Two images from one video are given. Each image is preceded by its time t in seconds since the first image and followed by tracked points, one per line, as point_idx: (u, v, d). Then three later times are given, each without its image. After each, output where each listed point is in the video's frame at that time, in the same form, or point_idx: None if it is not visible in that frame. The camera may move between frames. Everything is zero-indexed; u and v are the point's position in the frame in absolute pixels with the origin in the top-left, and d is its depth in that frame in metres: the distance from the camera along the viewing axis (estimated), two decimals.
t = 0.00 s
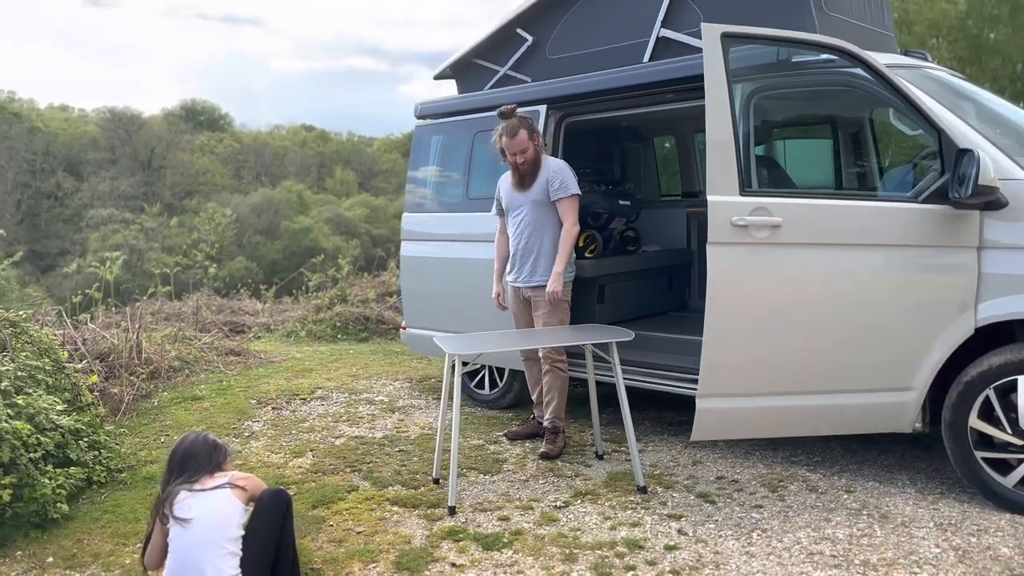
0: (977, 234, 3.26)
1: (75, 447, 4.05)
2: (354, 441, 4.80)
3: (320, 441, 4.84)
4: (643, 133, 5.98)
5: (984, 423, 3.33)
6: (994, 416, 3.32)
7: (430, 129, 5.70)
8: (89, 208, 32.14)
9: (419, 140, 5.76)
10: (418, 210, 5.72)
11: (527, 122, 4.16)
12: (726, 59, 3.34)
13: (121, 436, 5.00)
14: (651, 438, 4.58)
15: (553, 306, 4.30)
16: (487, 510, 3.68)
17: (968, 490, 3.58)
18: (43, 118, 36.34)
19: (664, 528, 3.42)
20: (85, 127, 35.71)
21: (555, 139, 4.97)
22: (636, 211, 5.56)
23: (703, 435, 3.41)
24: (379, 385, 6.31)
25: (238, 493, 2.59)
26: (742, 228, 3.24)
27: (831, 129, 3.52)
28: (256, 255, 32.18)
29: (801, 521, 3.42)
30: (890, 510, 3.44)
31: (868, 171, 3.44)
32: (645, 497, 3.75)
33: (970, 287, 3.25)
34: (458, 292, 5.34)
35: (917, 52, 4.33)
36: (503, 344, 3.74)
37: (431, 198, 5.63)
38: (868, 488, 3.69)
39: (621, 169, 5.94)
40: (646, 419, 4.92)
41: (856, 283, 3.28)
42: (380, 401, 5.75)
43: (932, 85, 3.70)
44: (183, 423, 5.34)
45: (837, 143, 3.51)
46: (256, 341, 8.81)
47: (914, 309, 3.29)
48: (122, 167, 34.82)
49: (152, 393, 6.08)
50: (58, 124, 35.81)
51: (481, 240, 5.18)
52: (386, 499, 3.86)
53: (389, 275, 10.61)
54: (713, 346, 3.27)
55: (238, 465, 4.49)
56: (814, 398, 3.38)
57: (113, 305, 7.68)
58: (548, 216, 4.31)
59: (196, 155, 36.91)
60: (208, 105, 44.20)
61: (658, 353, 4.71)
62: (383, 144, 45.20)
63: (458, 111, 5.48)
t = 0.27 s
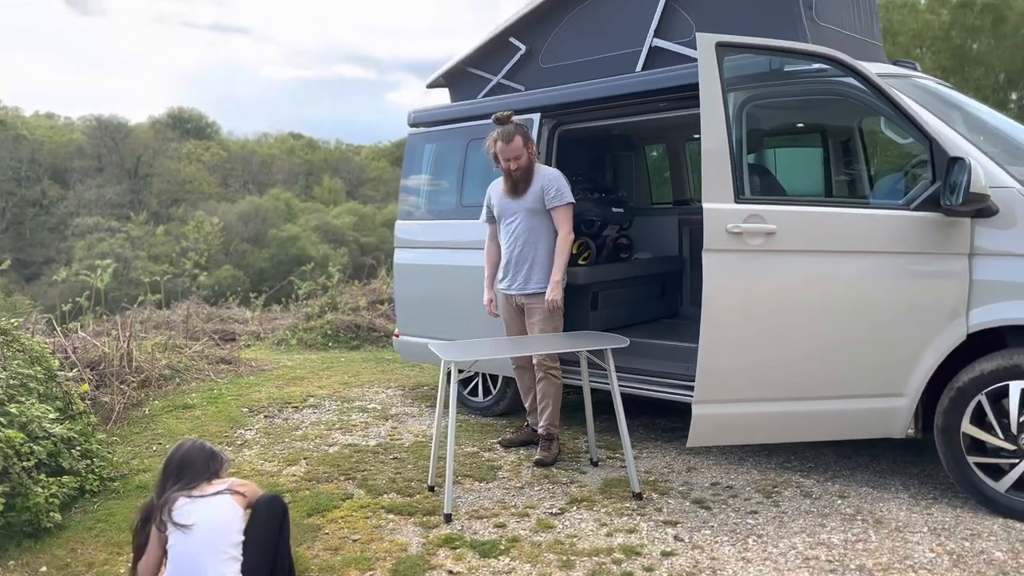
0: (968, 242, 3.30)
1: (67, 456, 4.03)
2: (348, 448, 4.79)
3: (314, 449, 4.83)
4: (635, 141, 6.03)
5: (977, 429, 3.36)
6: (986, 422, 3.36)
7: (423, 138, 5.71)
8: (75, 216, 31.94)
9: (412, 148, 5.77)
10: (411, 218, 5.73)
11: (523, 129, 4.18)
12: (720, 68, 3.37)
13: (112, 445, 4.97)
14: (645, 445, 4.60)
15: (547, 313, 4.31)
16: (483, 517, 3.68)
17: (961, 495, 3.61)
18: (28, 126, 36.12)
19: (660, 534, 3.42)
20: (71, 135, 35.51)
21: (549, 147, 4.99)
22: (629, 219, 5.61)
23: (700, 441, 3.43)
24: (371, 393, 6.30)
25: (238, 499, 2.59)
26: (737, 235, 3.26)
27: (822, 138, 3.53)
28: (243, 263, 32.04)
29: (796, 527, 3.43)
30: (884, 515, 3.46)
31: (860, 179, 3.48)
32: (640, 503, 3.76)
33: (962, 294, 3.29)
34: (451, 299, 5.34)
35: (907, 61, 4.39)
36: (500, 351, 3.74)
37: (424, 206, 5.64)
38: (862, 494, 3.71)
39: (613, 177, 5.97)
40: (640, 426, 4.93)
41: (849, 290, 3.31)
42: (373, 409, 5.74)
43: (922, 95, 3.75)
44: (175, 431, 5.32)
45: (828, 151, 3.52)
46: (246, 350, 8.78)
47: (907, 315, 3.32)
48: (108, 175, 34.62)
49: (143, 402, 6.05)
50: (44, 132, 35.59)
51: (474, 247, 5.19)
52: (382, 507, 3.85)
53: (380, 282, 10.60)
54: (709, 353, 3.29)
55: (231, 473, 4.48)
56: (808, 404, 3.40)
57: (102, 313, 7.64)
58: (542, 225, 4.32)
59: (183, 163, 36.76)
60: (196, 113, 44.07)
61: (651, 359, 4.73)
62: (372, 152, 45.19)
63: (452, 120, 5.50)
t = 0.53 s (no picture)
0: (964, 249, 3.33)
1: (60, 466, 3.99)
2: (343, 458, 4.77)
3: (309, 459, 4.80)
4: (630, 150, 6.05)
5: (973, 436, 3.37)
6: (982, 429, 3.37)
7: (418, 146, 5.70)
8: (64, 225, 31.76)
9: (407, 156, 5.76)
10: (405, 227, 5.72)
11: (521, 132, 4.21)
12: (718, 76, 3.39)
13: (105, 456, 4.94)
14: (642, 453, 4.59)
15: (544, 321, 4.30)
16: (480, 527, 3.66)
17: (958, 502, 3.61)
18: (16, 134, 35.94)
19: (659, 543, 3.41)
20: (60, 144, 35.35)
21: (544, 156, 5.00)
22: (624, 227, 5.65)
23: (698, 449, 3.42)
24: (365, 402, 6.27)
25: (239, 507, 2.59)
26: (736, 242, 3.27)
27: (816, 146, 3.53)
28: (233, 272, 31.91)
29: (794, 535, 3.43)
30: (882, 523, 3.46)
31: (856, 187, 3.48)
32: (638, 512, 3.75)
33: (958, 301, 3.31)
34: (446, 308, 5.33)
35: (901, 70, 4.41)
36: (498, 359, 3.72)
37: (419, 214, 5.63)
38: (859, 501, 3.71)
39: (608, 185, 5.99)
40: (636, 434, 4.93)
41: (847, 297, 3.32)
42: (368, 418, 5.72)
43: (915, 103, 3.77)
44: (167, 442, 5.28)
45: (822, 160, 3.52)
46: (238, 359, 8.73)
47: (904, 323, 3.34)
48: (97, 184, 34.46)
49: (135, 412, 6.01)
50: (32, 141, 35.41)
51: (470, 256, 5.18)
52: (378, 516, 3.82)
53: (372, 291, 10.57)
54: (708, 360, 3.30)
55: (226, 483, 4.48)
56: (807, 411, 3.41)
57: (93, 322, 7.59)
58: (539, 233, 4.32)
59: (173, 172, 36.64)
60: (186, 122, 43.97)
61: (647, 367, 4.72)
62: (363, 161, 45.17)
63: (447, 128, 5.50)
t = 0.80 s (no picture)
0: (962, 256, 3.33)
1: (53, 475, 3.95)
2: (338, 466, 4.73)
3: (303, 467, 4.77)
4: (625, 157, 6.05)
5: (972, 442, 3.37)
6: (980, 435, 3.37)
7: (413, 152, 5.69)
8: (55, 233, 31.59)
9: (402, 162, 5.75)
10: (400, 233, 5.69)
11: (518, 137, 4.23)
12: (716, 82, 3.40)
13: (98, 465, 4.89)
14: (638, 460, 4.57)
15: (540, 327, 4.28)
16: (478, 535, 3.63)
17: (956, 509, 3.61)
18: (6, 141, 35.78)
19: (657, 551, 3.39)
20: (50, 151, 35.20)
21: (540, 162, 4.99)
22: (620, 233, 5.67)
23: (697, 456, 3.41)
24: (360, 409, 6.23)
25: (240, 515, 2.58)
26: (734, 248, 3.27)
27: (810, 153, 3.54)
28: (225, 279, 31.77)
29: (793, 542, 3.41)
30: (881, 530, 3.44)
31: (851, 193, 3.49)
32: (636, 520, 3.73)
33: (956, 307, 3.32)
34: (442, 314, 5.31)
35: (896, 77, 4.42)
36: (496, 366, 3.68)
37: (414, 220, 5.62)
38: (858, 508, 3.70)
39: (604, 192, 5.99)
40: (633, 441, 4.91)
41: (845, 303, 3.32)
42: (363, 426, 5.68)
43: (909, 109, 3.78)
44: (161, 450, 5.24)
45: (816, 167, 3.53)
46: (230, 367, 8.68)
47: (902, 329, 3.34)
48: (87, 192, 34.31)
49: (127, 420, 5.96)
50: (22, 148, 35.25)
51: (465, 262, 5.16)
52: (374, 525, 3.79)
53: (366, 298, 10.53)
54: (707, 366, 3.29)
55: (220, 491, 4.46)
56: (806, 417, 3.40)
57: (85, 330, 7.54)
58: (535, 239, 4.31)
59: (164, 179, 36.52)
60: (178, 129, 43.87)
61: (644, 374, 4.71)
62: (356, 168, 45.13)
63: (442, 135, 5.49)
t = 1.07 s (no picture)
0: (961, 260, 3.34)
1: (49, 483, 3.92)
2: (335, 472, 4.71)
3: (300, 474, 4.75)
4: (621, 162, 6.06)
5: (971, 447, 3.37)
6: (980, 440, 3.38)
7: (409, 158, 5.67)
8: (47, 239, 31.45)
9: (398, 168, 5.73)
10: (397, 239, 5.68)
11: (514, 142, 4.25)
12: (715, 88, 3.40)
13: (93, 472, 4.86)
14: (637, 466, 4.56)
15: (539, 332, 4.27)
16: (477, 542, 3.61)
17: (956, 514, 3.61)
18: None
19: (658, 557, 3.38)
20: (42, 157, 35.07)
21: (537, 167, 4.99)
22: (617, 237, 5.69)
23: (697, 462, 3.40)
24: (356, 415, 6.20)
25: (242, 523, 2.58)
26: (734, 253, 3.26)
27: (807, 158, 3.55)
28: (218, 285, 31.67)
29: (794, 548, 3.40)
30: (881, 535, 3.43)
31: (849, 198, 3.49)
32: (636, 526, 3.71)
33: (955, 312, 3.32)
34: (438, 320, 5.29)
35: (892, 83, 4.44)
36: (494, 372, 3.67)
37: (411, 226, 5.60)
38: (857, 513, 3.69)
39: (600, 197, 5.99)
40: (631, 447, 4.90)
41: (844, 308, 3.32)
42: (359, 432, 5.65)
43: (906, 113, 3.79)
44: (156, 457, 5.20)
45: (813, 172, 3.54)
46: (225, 373, 8.64)
47: (901, 334, 3.34)
48: (80, 197, 34.17)
49: (122, 427, 5.92)
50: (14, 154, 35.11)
51: (463, 268, 5.14)
52: (373, 532, 3.76)
53: (361, 304, 10.50)
54: (707, 372, 3.28)
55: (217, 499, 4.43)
56: (806, 423, 3.39)
57: (79, 336, 7.50)
58: (532, 244, 4.30)
59: (157, 185, 36.42)
60: (171, 135, 43.77)
61: (642, 379, 4.70)
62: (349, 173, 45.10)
63: (438, 140, 5.48)
